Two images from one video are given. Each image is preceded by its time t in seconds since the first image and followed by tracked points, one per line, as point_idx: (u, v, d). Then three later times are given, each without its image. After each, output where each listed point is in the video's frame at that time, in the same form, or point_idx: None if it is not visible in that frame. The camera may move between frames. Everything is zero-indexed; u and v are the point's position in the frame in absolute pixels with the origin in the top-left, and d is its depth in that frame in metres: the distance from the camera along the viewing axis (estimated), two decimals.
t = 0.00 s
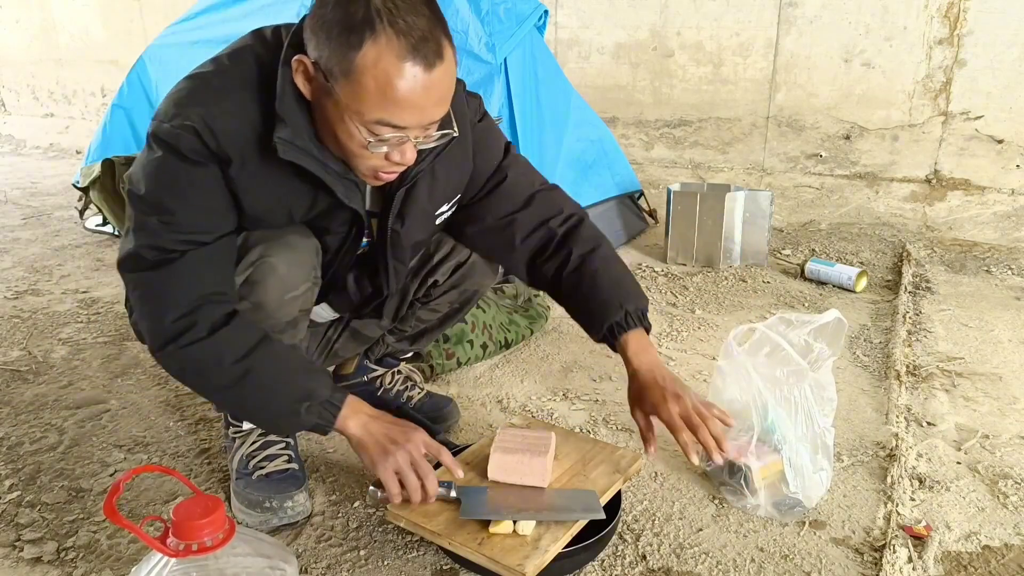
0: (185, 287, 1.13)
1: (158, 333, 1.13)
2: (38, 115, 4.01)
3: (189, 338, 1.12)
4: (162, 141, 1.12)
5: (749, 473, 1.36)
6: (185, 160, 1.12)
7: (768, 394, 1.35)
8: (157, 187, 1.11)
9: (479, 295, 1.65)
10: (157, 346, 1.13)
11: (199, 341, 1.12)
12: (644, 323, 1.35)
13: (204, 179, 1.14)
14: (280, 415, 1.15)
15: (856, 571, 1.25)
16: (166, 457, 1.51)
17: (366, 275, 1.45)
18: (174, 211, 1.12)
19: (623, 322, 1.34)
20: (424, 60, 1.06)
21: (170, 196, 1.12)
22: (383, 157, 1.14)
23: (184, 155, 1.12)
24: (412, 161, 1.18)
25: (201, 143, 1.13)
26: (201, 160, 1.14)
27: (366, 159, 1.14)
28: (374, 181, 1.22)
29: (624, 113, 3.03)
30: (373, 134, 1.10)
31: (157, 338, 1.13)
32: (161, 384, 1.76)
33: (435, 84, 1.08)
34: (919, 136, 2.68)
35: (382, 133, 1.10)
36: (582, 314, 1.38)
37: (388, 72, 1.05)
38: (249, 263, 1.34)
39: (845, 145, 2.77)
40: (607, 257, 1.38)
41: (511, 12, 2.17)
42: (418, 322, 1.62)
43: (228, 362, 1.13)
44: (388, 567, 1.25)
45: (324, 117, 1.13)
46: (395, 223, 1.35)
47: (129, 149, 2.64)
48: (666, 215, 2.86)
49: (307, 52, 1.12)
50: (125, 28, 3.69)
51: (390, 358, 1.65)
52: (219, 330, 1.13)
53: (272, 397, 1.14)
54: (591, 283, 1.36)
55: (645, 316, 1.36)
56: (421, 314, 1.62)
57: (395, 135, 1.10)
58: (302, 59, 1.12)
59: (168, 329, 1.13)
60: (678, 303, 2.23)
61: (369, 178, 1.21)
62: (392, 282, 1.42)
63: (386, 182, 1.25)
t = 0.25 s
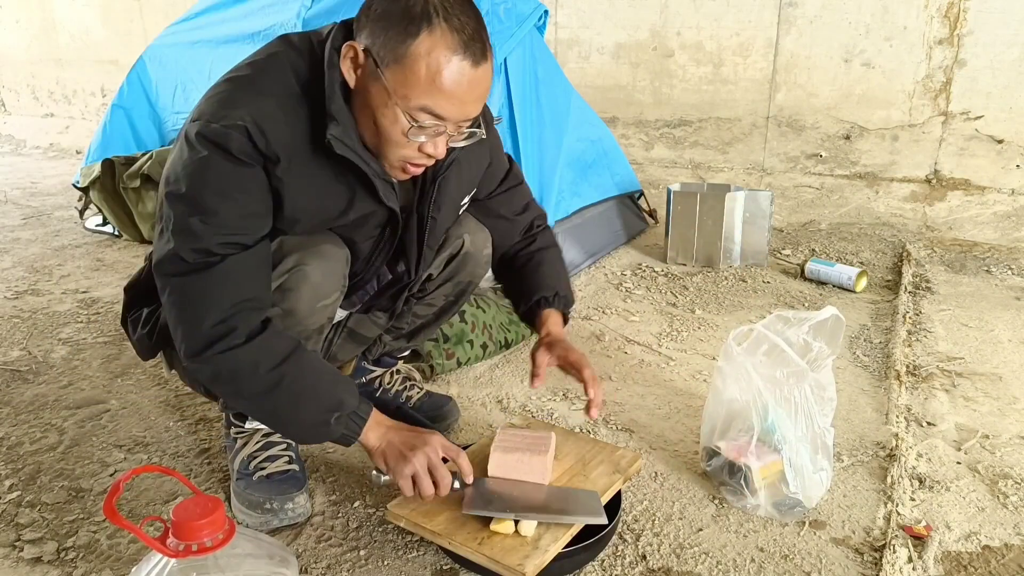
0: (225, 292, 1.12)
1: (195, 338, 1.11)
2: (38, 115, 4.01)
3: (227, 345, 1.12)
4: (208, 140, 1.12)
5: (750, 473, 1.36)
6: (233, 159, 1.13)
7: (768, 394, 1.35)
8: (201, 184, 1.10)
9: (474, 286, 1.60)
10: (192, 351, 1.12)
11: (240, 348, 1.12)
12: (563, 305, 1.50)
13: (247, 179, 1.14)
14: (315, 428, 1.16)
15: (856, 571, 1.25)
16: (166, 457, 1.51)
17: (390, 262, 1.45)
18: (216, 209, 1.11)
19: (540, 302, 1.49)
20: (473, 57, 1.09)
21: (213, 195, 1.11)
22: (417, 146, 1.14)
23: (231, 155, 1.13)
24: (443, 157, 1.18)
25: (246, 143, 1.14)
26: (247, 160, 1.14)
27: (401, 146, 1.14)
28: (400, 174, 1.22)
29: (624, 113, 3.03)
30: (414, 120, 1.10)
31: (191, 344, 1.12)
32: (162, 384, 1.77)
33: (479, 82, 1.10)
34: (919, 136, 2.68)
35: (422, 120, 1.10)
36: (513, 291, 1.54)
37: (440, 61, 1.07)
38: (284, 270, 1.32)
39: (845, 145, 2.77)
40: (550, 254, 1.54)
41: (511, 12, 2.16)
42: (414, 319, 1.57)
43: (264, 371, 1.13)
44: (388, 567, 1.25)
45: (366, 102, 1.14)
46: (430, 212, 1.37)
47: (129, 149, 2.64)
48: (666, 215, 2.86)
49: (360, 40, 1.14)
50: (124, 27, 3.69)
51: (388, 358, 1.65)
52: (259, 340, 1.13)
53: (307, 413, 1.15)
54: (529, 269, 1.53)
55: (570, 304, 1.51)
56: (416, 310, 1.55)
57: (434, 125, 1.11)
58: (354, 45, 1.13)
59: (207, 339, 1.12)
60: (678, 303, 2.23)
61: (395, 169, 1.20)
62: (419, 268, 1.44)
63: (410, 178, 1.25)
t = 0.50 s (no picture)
0: (201, 269, 1.12)
1: (163, 308, 1.12)
2: (38, 116, 4.01)
3: (192, 316, 1.12)
4: (205, 124, 1.14)
5: (750, 473, 1.36)
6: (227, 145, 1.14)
7: (769, 394, 1.35)
8: (192, 164, 1.12)
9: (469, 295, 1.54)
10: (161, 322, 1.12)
11: (205, 322, 1.12)
12: (516, 358, 1.44)
13: (237, 165, 1.15)
14: (284, 393, 1.16)
15: (856, 571, 1.25)
16: (166, 457, 1.51)
17: (376, 262, 1.42)
18: (202, 191, 1.12)
19: (491, 347, 1.44)
20: (492, 76, 1.11)
21: (202, 177, 1.12)
22: (429, 158, 1.15)
23: (226, 141, 1.14)
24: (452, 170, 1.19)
25: (243, 131, 1.15)
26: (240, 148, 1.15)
27: (414, 156, 1.15)
28: (408, 185, 1.22)
29: (624, 113, 3.04)
30: (429, 131, 1.11)
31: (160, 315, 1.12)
32: (161, 384, 1.77)
33: (495, 101, 1.12)
34: (919, 136, 2.68)
35: (437, 132, 1.11)
36: (471, 328, 1.51)
37: (461, 76, 1.08)
38: (263, 260, 1.32)
39: (845, 145, 2.77)
40: (510, 308, 1.50)
41: (511, 12, 2.16)
42: (409, 324, 1.56)
43: (228, 339, 1.13)
44: (387, 567, 1.25)
45: (382, 110, 1.14)
46: (428, 215, 1.35)
47: (129, 149, 2.64)
48: (666, 215, 2.86)
49: (383, 48, 1.15)
50: (125, 27, 3.69)
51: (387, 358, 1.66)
52: (227, 312, 1.13)
53: (275, 376, 1.15)
54: (488, 313, 1.50)
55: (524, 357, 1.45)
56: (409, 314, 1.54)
57: (448, 137, 1.12)
58: (377, 54, 1.14)
59: (175, 310, 1.12)
60: (678, 303, 2.23)
61: (403, 179, 1.21)
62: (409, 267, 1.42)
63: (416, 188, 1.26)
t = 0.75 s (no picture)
0: (197, 269, 1.12)
1: (159, 308, 1.11)
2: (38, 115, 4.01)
3: (188, 312, 1.12)
4: (206, 123, 1.14)
5: (750, 473, 1.36)
6: (228, 144, 1.14)
7: (768, 394, 1.35)
8: (191, 164, 1.12)
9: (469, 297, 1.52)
10: (159, 320, 1.12)
11: (203, 318, 1.12)
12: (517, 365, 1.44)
13: (238, 166, 1.16)
14: (285, 383, 1.16)
15: (856, 571, 1.25)
16: (166, 457, 1.51)
17: (374, 262, 1.43)
18: (201, 191, 1.12)
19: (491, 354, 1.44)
20: (501, 88, 1.12)
21: (200, 174, 1.12)
22: (435, 166, 1.15)
23: (227, 142, 1.14)
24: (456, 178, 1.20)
25: (243, 131, 1.15)
26: (241, 147, 1.16)
27: (420, 164, 1.16)
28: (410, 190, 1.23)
29: (624, 113, 3.04)
30: (436, 140, 1.12)
31: (157, 314, 1.12)
32: (161, 384, 1.77)
33: (502, 112, 1.13)
34: (920, 136, 2.68)
35: (445, 142, 1.12)
36: (472, 335, 1.51)
37: (471, 88, 1.09)
38: (263, 258, 1.31)
39: (845, 145, 2.77)
40: (511, 314, 1.50)
41: (511, 12, 2.16)
42: (409, 325, 1.54)
43: (225, 334, 1.13)
44: (388, 567, 1.25)
45: (389, 118, 1.15)
46: (428, 217, 1.36)
47: (129, 149, 2.64)
48: (666, 215, 2.86)
49: (392, 56, 1.15)
50: (125, 28, 3.69)
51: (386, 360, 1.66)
52: (226, 307, 1.13)
53: (275, 366, 1.15)
54: (490, 319, 1.50)
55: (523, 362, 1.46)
56: (410, 317, 1.53)
57: (455, 147, 1.13)
58: (386, 61, 1.14)
59: (173, 308, 1.12)
60: (678, 303, 2.23)
61: (407, 185, 1.22)
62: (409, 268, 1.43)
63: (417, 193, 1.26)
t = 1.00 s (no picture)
0: (201, 259, 1.12)
1: (161, 297, 1.11)
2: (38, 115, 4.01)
3: (191, 300, 1.11)
4: (213, 120, 1.14)
5: (750, 473, 1.36)
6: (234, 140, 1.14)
7: (768, 394, 1.35)
8: (198, 159, 1.12)
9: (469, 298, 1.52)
10: (160, 309, 1.12)
11: (208, 305, 1.11)
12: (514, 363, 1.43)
13: (243, 162, 1.16)
14: (291, 371, 1.15)
15: (856, 571, 1.25)
16: (166, 457, 1.51)
17: (374, 261, 1.43)
18: (207, 183, 1.12)
19: (489, 353, 1.43)
20: (507, 93, 1.12)
21: (207, 168, 1.12)
22: (440, 169, 1.16)
23: (234, 138, 1.15)
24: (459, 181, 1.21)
25: (251, 128, 1.16)
26: (247, 144, 1.16)
27: (425, 166, 1.16)
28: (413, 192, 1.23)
29: (624, 113, 3.04)
30: (443, 143, 1.12)
31: (158, 303, 1.12)
32: (162, 384, 1.77)
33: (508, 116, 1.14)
34: (919, 136, 2.68)
35: (451, 145, 1.12)
36: (469, 334, 1.49)
37: (479, 92, 1.09)
38: (263, 257, 1.30)
39: (845, 145, 2.77)
40: (508, 316, 1.49)
41: (511, 12, 2.16)
42: (410, 325, 1.54)
43: (230, 322, 1.12)
44: (387, 567, 1.25)
45: (395, 120, 1.14)
46: (429, 216, 1.36)
47: (129, 149, 2.64)
48: (666, 215, 2.86)
49: (398, 58, 1.15)
50: (125, 28, 3.69)
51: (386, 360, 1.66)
52: (230, 296, 1.13)
53: (283, 351, 1.14)
54: (486, 319, 1.48)
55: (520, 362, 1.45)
56: (410, 316, 1.53)
57: (462, 150, 1.13)
58: (392, 64, 1.14)
59: (175, 295, 1.11)
60: (678, 303, 2.23)
61: (411, 187, 1.22)
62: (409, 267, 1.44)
63: (419, 195, 1.26)
